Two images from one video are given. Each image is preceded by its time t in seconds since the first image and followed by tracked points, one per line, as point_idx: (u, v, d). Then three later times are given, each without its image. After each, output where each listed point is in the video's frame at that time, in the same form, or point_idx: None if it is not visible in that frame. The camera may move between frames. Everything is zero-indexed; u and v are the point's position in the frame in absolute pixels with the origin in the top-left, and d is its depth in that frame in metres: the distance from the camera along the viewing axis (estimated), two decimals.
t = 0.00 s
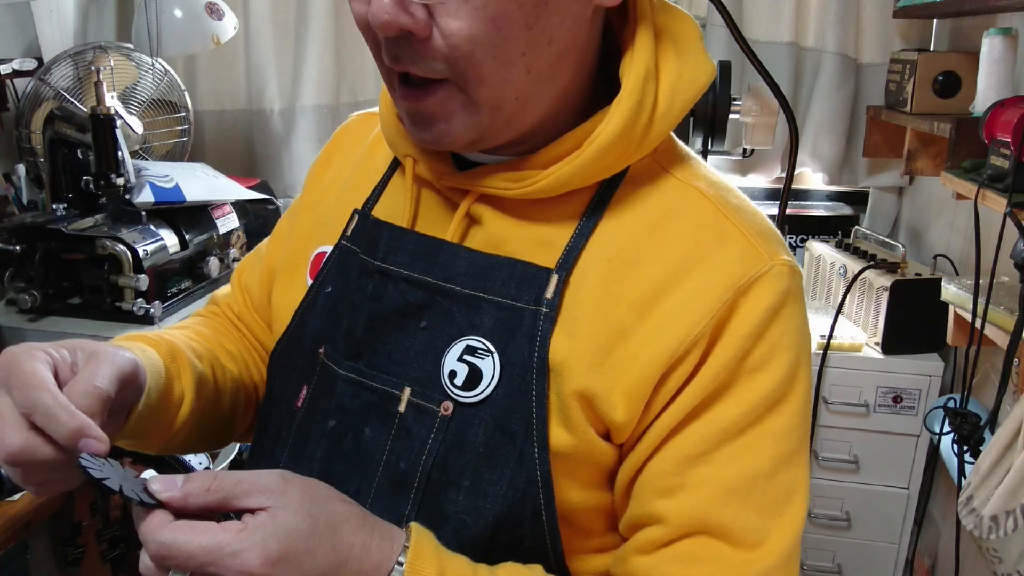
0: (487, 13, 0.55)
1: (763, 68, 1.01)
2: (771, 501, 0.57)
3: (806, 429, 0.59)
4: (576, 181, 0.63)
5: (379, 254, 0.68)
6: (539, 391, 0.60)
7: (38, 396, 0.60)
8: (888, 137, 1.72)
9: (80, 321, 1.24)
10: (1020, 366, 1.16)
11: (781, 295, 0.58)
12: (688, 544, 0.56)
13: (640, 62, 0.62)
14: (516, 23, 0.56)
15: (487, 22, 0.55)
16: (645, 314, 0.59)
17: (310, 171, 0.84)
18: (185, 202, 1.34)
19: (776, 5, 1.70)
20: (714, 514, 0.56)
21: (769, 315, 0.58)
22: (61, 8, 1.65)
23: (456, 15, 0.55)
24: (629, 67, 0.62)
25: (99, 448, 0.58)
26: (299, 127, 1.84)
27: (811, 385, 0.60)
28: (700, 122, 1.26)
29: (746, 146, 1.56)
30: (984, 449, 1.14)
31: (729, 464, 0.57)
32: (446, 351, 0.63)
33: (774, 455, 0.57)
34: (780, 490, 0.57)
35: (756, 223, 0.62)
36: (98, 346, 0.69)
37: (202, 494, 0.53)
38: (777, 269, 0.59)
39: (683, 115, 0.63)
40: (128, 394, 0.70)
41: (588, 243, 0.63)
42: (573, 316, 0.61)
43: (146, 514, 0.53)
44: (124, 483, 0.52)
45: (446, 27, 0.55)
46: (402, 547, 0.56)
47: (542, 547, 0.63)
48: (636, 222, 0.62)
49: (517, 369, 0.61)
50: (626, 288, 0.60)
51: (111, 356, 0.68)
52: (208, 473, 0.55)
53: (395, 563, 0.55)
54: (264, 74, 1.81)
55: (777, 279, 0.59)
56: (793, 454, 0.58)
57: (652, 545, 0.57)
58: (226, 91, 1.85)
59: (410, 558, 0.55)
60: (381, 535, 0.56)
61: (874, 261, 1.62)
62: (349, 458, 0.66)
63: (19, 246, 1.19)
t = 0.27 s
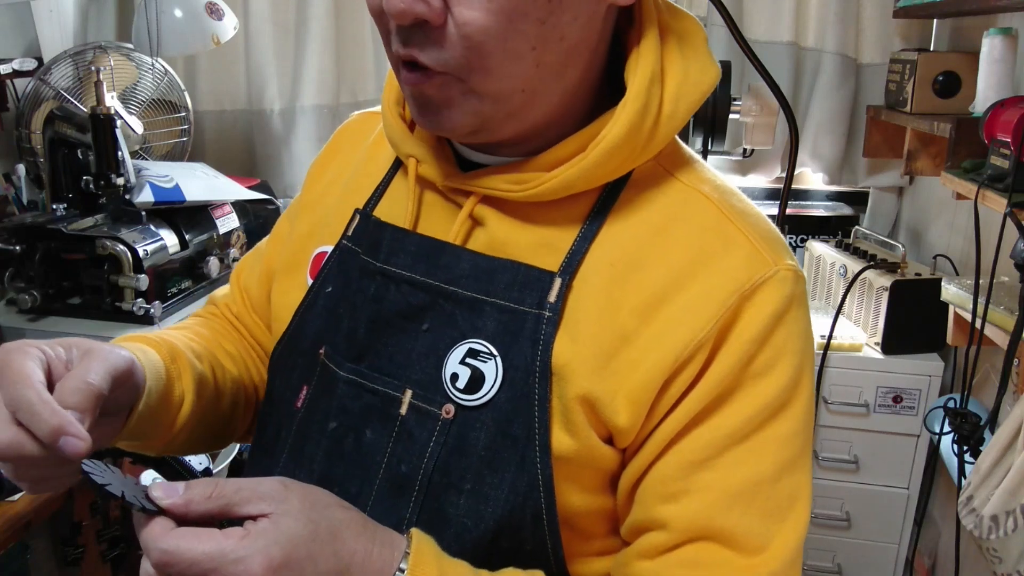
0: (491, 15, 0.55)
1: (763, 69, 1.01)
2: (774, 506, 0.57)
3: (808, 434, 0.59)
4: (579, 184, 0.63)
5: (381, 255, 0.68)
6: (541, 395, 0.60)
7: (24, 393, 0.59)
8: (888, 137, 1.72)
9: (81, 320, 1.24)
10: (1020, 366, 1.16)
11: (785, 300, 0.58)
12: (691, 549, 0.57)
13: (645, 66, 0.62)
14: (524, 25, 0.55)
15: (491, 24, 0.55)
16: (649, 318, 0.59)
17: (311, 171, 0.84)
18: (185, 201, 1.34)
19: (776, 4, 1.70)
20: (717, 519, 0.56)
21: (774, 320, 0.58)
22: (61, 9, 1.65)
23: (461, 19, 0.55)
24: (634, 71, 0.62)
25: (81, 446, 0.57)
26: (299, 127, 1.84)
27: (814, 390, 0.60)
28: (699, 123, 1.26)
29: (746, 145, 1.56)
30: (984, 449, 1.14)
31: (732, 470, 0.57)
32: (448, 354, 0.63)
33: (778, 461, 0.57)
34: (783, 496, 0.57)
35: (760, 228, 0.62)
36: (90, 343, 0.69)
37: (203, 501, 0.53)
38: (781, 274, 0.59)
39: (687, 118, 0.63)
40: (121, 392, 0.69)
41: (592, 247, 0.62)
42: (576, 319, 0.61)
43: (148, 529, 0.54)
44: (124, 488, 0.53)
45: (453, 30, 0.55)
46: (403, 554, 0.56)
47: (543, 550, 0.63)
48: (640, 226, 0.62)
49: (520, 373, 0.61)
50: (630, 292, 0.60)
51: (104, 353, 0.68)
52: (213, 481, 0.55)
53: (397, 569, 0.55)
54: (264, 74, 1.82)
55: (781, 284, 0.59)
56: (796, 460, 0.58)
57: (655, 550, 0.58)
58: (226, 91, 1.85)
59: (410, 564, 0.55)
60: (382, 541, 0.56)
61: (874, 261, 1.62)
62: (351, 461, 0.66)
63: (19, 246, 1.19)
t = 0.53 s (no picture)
0: (494, 16, 0.55)
1: (764, 69, 1.01)
2: (777, 509, 0.57)
3: (812, 436, 0.59)
4: (583, 185, 0.63)
5: (385, 256, 0.68)
6: (545, 397, 0.60)
7: (46, 445, 0.61)
8: (888, 137, 1.72)
9: (80, 321, 1.24)
10: (1020, 366, 1.16)
11: (789, 303, 0.58)
12: (694, 552, 0.57)
13: (649, 67, 0.62)
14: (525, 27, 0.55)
15: (494, 24, 0.55)
16: (652, 320, 0.59)
17: (317, 173, 0.84)
18: (186, 201, 1.34)
19: (776, 4, 1.70)
20: (721, 522, 0.56)
21: (777, 323, 0.58)
22: (61, 8, 1.65)
23: (464, 22, 0.55)
24: (637, 72, 0.62)
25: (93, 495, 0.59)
26: (299, 126, 1.84)
27: (818, 392, 0.60)
28: (700, 123, 1.26)
29: (746, 146, 1.56)
30: (984, 449, 1.14)
31: (736, 473, 0.57)
32: (452, 356, 0.63)
33: (781, 464, 0.57)
34: (787, 498, 0.57)
35: (764, 230, 0.62)
36: (128, 377, 0.70)
37: (205, 509, 0.54)
38: (785, 277, 0.59)
39: (692, 120, 0.63)
40: (159, 421, 0.70)
41: (595, 248, 0.62)
42: (579, 321, 0.61)
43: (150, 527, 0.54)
44: (129, 496, 0.54)
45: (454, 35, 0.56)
46: (404, 558, 0.56)
47: (545, 552, 0.63)
48: (643, 228, 0.62)
49: (523, 374, 0.61)
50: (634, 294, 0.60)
51: (138, 388, 0.68)
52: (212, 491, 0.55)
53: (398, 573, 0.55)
54: (264, 74, 1.81)
55: (785, 286, 0.59)
56: (799, 462, 0.58)
57: (659, 552, 0.58)
58: (226, 91, 1.85)
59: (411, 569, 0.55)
60: (383, 544, 0.56)
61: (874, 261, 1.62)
62: (353, 461, 0.66)
63: (19, 246, 1.19)
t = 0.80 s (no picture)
0: (490, 16, 0.55)
1: (763, 69, 1.01)
2: (776, 509, 0.57)
3: (810, 436, 0.59)
4: (582, 186, 0.63)
5: (385, 256, 0.68)
6: (544, 397, 0.60)
7: (52, 455, 0.62)
8: (888, 137, 1.72)
9: (80, 320, 1.24)
10: (1020, 366, 1.16)
11: (788, 303, 0.58)
12: (693, 552, 0.57)
13: (648, 67, 0.62)
14: (516, 22, 0.55)
15: (490, 24, 0.55)
16: (651, 320, 0.59)
17: (317, 173, 0.84)
18: (186, 201, 1.34)
19: (776, 4, 1.70)
20: (719, 522, 0.56)
21: (776, 324, 0.58)
22: (62, 9, 1.65)
23: (454, 18, 0.55)
24: (637, 72, 0.62)
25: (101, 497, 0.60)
26: (299, 126, 1.84)
27: (816, 392, 0.60)
28: (699, 123, 1.26)
29: (746, 145, 1.56)
30: (984, 449, 1.14)
31: (735, 473, 0.57)
32: (451, 355, 0.63)
33: (780, 464, 0.57)
34: (785, 498, 0.57)
35: (763, 230, 0.62)
36: (133, 383, 0.70)
37: (202, 509, 0.54)
38: (784, 276, 0.59)
39: (691, 120, 0.63)
40: (166, 426, 0.70)
41: (594, 249, 0.62)
42: (579, 321, 0.61)
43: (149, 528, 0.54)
44: (127, 496, 0.54)
45: (444, 31, 0.56)
46: (401, 557, 0.56)
47: (544, 551, 0.63)
48: (642, 229, 0.62)
49: (522, 374, 0.61)
50: (633, 294, 0.60)
51: (143, 395, 0.68)
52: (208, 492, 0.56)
53: (394, 572, 0.55)
54: (264, 74, 1.82)
55: (783, 286, 0.59)
56: (798, 462, 0.58)
57: (657, 552, 0.58)
58: (226, 91, 1.85)
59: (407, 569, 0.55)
60: (380, 542, 0.56)
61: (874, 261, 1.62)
62: (352, 461, 0.66)
63: (19, 246, 1.19)
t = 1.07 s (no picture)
0: (487, 19, 0.55)
1: (764, 69, 1.01)
2: (777, 508, 0.57)
3: (810, 435, 0.59)
4: (581, 185, 0.63)
5: (385, 256, 0.68)
6: (543, 397, 0.60)
7: (49, 468, 0.62)
8: (888, 138, 1.72)
9: (80, 320, 1.24)
10: (1020, 366, 1.16)
11: (787, 301, 0.58)
12: (693, 551, 0.57)
13: (646, 66, 0.62)
14: (513, 23, 0.55)
15: (488, 25, 0.55)
16: (650, 319, 0.59)
17: (316, 174, 0.84)
18: (186, 201, 1.34)
19: (776, 4, 1.70)
20: (719, 521, 0.56)
21: (775, 322, 0.58)
22: (62, 8, 1.65)
23: (451, 18, 0.55)
24: (634, 71, 0.62)
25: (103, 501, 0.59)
26: (299, 126, 1.84)
27: (816, 391, 0.60)
28: (699, 123, 1.26)
29: (746, 145, 1.56)
30: (984, 449, 1.14)
31: (735, 472, 0.57)
32: (451, 356, 0.63)
33: (780, 463, 0.57)
34: (785, 498, 0.57)
35: (762, 229, 0.62)
36: (131, 390, 0.69)
37: (202, 516, 0.54)
38: (783, 275, 0.59)
39: (689, 119, 0.63)
40: (165, 432, 0.70)
41: (593, 248, 0.62)
42: (578, 320, 0.61)
43: (149, 533, 0.54)
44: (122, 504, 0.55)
45: (442, 33, 0.56)
46: (401, 559, 0.56)
47: (544, 551, 0.63)
48: (641, 228, 0.62)
49: (522, 374, 0.61)
50: (632, 294, 0.60)
51: (140, 404, 0.68)
52: (207, 497, 0.56)
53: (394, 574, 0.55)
54: (264, 74, 1.81)
55: (782, 285, 0.58)
56: (797, 462, 0.58)
57: (657, 551, 0.58)
58: (226, 91, 1.85)
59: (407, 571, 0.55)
60: (379, 544, 0.56)
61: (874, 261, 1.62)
62: (353, 461, 0.66)
63: (19, 246, 1.19)
